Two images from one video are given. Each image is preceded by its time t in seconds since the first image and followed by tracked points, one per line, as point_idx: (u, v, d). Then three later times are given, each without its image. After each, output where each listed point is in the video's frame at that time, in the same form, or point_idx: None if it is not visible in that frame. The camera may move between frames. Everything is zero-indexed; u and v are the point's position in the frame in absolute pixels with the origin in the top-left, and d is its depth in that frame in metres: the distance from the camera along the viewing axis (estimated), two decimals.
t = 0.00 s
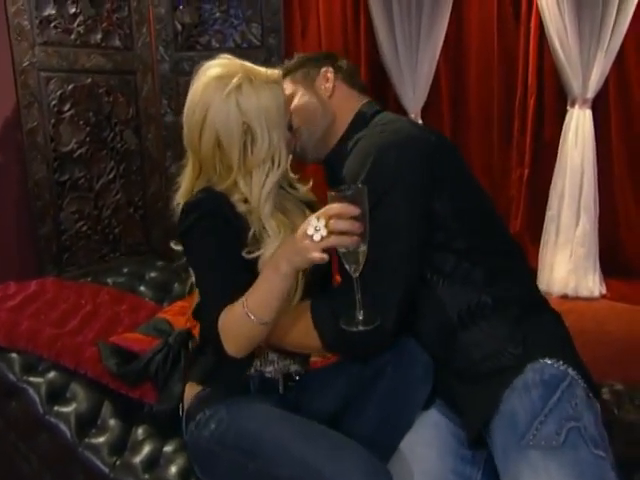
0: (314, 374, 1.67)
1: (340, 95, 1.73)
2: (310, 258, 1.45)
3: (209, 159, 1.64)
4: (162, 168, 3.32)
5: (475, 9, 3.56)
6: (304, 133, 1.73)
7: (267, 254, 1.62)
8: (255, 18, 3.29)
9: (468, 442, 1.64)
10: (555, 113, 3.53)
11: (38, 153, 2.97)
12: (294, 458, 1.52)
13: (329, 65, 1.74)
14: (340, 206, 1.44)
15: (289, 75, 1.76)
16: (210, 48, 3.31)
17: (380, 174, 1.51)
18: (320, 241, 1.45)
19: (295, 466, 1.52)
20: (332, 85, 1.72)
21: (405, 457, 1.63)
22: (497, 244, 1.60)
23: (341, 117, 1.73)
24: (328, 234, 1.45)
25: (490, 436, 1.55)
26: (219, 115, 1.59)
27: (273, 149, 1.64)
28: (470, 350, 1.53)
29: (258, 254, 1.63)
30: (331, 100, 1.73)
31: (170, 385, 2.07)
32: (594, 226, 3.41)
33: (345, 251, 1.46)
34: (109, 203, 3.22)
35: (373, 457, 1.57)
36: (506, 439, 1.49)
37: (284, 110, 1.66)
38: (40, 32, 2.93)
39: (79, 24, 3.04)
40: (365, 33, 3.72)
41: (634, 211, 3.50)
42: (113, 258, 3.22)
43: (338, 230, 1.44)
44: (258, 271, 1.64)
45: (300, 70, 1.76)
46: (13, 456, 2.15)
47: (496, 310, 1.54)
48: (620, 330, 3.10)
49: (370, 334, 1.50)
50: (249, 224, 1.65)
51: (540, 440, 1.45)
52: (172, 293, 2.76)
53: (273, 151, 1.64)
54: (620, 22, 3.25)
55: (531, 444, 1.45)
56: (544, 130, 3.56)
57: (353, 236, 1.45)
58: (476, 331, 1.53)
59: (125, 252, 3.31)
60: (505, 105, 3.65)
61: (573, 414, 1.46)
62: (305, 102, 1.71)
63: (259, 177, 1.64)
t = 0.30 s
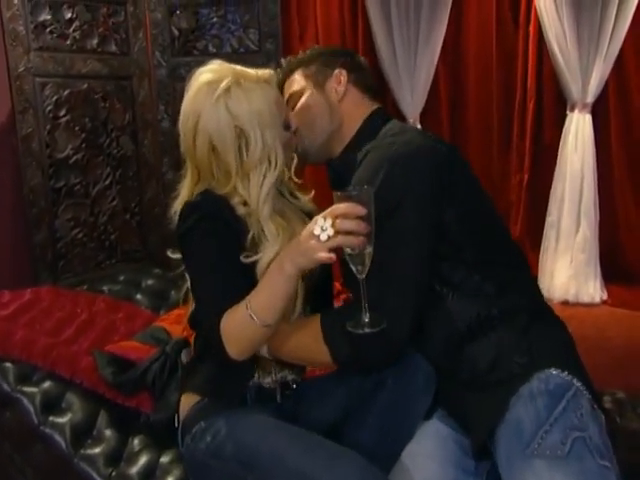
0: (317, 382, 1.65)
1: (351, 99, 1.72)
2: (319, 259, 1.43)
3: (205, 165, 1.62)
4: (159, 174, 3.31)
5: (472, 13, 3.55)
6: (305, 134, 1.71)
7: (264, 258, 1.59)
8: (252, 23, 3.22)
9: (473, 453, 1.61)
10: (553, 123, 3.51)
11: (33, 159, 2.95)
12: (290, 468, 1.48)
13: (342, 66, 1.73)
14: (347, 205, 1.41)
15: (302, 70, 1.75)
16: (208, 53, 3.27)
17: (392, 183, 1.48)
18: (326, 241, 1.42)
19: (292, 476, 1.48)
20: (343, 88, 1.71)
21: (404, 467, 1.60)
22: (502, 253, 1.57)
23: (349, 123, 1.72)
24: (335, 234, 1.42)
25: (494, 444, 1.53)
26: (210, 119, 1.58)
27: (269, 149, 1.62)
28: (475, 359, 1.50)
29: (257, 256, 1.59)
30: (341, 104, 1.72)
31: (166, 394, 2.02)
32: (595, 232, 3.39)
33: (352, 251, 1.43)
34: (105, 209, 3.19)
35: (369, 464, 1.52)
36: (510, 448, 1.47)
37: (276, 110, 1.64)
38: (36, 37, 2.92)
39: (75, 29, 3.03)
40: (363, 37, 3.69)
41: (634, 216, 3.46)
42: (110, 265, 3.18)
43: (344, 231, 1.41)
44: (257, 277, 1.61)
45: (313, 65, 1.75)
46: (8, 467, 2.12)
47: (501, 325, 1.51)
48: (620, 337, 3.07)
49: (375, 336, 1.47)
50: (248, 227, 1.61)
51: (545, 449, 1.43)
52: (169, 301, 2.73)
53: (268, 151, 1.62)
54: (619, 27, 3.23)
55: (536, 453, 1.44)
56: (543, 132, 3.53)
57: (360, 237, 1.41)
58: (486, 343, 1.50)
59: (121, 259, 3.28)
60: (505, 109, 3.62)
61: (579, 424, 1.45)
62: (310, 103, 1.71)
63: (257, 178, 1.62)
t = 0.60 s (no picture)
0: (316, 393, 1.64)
1: (357, 109, 1.69)
2: (314, 270, 1.37)
3: (200, 172, 1.60)
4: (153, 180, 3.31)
5: (470, 15, 3.51)
6: (307, 139, 1.72)
7: (262, 267, 1.54)
8: (247, 27, 3.17)
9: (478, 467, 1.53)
10: (553, 130, 3.48)
11: (25, 166, 2.90)
12: None
13: (349, 71, 1.70)
14: (345, 217, 1.34)
15: (309, 72, 1.74)
16: (202, 58, 3.24)
17: (407, 201, 1.41)
18: (325, 252, 1.35)
19: None
20: (350, 95, 1.69)
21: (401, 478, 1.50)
22: (505, 262, 1.54)
23: (355, 132, 1.69)
24: (335, 244, 1.35)
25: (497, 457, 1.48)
26: (199, 127, 1.55)
27: (259, 149, 1.58)
28: (474, 368, 1.47)
29: (252, 265, 1.54)
30: (346, 115, 1.69)
31: (160, 405, 1.99)
32: (595, 240, 3.36)
33: (351, 262, 1.36)
34: (98, 216, 3.15)
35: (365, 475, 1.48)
36: (514, 461, 1.42)
37: (265, 111, 1.59)
38: (28, 42, 2.88)
39: (68, 33, 3.00)
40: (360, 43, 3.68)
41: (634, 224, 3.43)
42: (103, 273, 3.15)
43: (344, 241, 1.34)
44: (254, 287, 1.56)
45: (321, 68, 1.72)
46: None
47: (504, 336, 1.49)
48: (621, 345, 3.03)
49: (375, 347, 1.39)
50: (245, 235, 1.57)
51: (551, 460, 1.38)
52: (162, 309, 2.69)
53: (259, 151, 1.58)
54: (617, 33, 3.22)
55: (541, 465, 1.38)
56: (542, 136, 3.50)
57: (361, 248, 1.34)
58: (488, 355, 1.47)
59: (115, 267, 3.24)
60: (503, 115, 3.59)
61: (584, 436, 1.40)
62: (314, 110, 1.72)
63: (250, 181, 1.58)
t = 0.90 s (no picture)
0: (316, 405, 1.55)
1: (362, 117, 1.60)
2: (309, 281, 1.31)
3: (197, 179, 1.54)
4: (146, 184, 3.28)
5: (468, 16, 3.46)
6: (309, 147, 1.63)
7: (258, 279, 1.49)
8: (242, 30, 3.13)
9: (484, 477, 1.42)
10: (552, 134, 3.43)
11: (15, 171, 2.83)
12: None
13: (355, 76, 1.60)
14: (340, 227, 1.27)
15: (310, 74, 1.63)
16: (196, 60, 3.19)
17: (419, 211, 1.34)
18: (319, 262, 1.30)
19: None
20: (355, 102, 1.60)
21: None
22: (512, 270, 1.48)
23: (358, 140, 1.61)
24: (330, 255, 1.29)
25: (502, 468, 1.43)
26: (196, 133, 1.50)
27: (257, 154, 1.52)
28: (480, 377, 1.42)
29: (250, 276, 1.49)
30: (350, 123, 1.61)
31: (153, 415, 1.93)
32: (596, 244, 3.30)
33: (346, 272, 1.30)
34: (90, 222, 3.09)
35: None
36: (521, 470, 1.37)
37: (263, 115, 1.53)
38: (18, 44, 2.82)
39: (59, 35, 2.94)
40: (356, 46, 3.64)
41: None
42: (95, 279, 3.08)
43: (340, 252, 1.28)
44: (250, 298, 1.50)
45: (324, 71, 1.62)
46: None
47: (511, 346, 1.43)
48: (624, 351, 2.97)
49: (374, 359, 1.33)
50: (244, 247, 1.52)
51: (558, 470, 1.34)
52: (155, 316, 2.63)
53: (256, 157, 1.52)
54: (618, 33, 3.17)
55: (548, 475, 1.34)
56: (542, 140, 3.45)
57: (356, 258, 1.28)
58: (493, 365, 1.41)
59: (108, 273, 3.19)
60: (503, 118, 3.53)
61: (592, 446, 1.35)
62: (315, 115, 1.62)
63: (247, 186, 1.52)
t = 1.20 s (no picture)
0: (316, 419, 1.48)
1: (371, 127, 1.48)
2: (309, 299, 1.25)
3: (198, 188, 1.48)
4: (142, 188, 3.21)
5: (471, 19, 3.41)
6: (315, 154, 1.53)
7: (258, 289, 1.43)
8: (240, 32, 3.08)
9: None
10: (556, 138, 3.36)
11: (8, 175, 2.78)
12: None
13: (366, 85, 1.48)
14: (341, 243, 1.23)
15: (318, 79, 1.50)
16: (194, 62, 3.13)
17: (427, 221, 1.28)
18: (319, 280, 1.24)
19: None
20: (366, 113, 1.48)
21: None
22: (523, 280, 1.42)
23: (367, 150, 1.49)
24: (329, 273, 1.23)
25: None
26: (194, 140, 1.44)
27: (256, 157, 1.46)
28: (489, 390, 1.35)
29: (250, 286, 1.43)
30: (359, 132, 1.49)
31: (148, 427, 1.86)
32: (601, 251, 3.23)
33: (346, 290, 1.25)
34: (84, 227, 3.03)
35: None
36: None
37: (262, 118, 1.47)
38: (12, 45, 2.77)
39: (54, 36, 2.89)
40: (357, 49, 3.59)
41: None
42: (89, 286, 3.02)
43: (340, 269, 1.22)
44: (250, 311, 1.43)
45: (333, 77, 1.49)
46: None
47: (522, 359, 1.37)
48: (632, 361, 2.90)
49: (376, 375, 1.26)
50: (245, 260, 1.45)
51: None
52: (150, 324, 2.55)
53: (256, 160, 1.46)
54: (624, 37, 3.11)
55: None
56: (546, 146, 3.39)
57: (357, 275, 1.23)
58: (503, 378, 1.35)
59: (104, 279, 3.12)
60: (506, 123, 3.47)
61: (603, 462, 1.31)
62: (323, 122, 1.51)
63: (248, 190, 1.46)
